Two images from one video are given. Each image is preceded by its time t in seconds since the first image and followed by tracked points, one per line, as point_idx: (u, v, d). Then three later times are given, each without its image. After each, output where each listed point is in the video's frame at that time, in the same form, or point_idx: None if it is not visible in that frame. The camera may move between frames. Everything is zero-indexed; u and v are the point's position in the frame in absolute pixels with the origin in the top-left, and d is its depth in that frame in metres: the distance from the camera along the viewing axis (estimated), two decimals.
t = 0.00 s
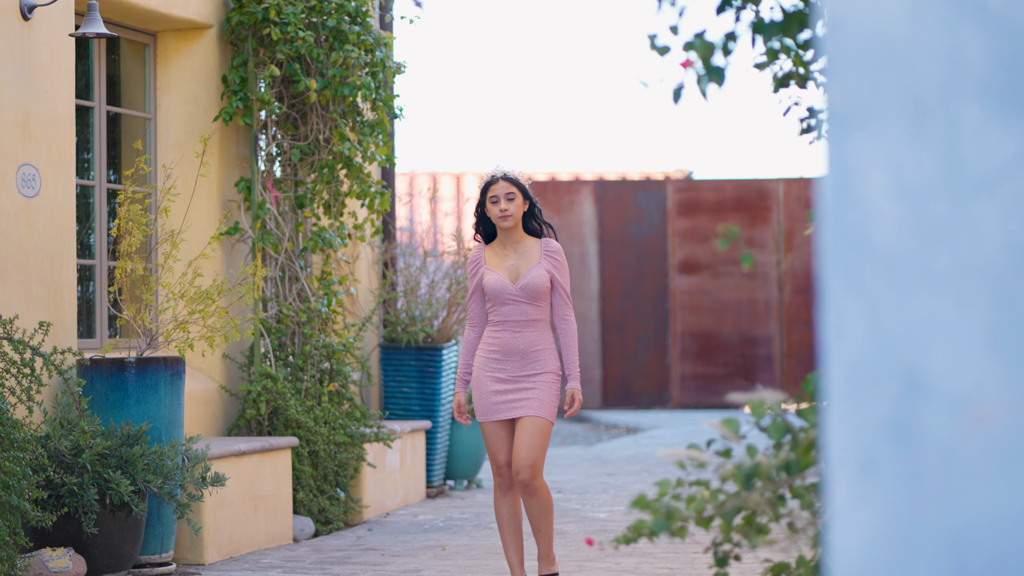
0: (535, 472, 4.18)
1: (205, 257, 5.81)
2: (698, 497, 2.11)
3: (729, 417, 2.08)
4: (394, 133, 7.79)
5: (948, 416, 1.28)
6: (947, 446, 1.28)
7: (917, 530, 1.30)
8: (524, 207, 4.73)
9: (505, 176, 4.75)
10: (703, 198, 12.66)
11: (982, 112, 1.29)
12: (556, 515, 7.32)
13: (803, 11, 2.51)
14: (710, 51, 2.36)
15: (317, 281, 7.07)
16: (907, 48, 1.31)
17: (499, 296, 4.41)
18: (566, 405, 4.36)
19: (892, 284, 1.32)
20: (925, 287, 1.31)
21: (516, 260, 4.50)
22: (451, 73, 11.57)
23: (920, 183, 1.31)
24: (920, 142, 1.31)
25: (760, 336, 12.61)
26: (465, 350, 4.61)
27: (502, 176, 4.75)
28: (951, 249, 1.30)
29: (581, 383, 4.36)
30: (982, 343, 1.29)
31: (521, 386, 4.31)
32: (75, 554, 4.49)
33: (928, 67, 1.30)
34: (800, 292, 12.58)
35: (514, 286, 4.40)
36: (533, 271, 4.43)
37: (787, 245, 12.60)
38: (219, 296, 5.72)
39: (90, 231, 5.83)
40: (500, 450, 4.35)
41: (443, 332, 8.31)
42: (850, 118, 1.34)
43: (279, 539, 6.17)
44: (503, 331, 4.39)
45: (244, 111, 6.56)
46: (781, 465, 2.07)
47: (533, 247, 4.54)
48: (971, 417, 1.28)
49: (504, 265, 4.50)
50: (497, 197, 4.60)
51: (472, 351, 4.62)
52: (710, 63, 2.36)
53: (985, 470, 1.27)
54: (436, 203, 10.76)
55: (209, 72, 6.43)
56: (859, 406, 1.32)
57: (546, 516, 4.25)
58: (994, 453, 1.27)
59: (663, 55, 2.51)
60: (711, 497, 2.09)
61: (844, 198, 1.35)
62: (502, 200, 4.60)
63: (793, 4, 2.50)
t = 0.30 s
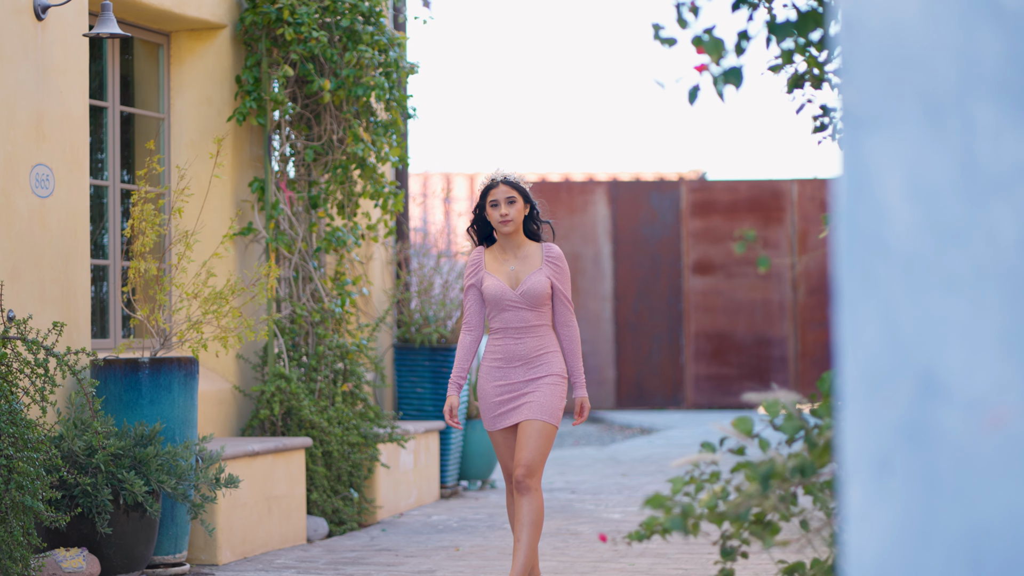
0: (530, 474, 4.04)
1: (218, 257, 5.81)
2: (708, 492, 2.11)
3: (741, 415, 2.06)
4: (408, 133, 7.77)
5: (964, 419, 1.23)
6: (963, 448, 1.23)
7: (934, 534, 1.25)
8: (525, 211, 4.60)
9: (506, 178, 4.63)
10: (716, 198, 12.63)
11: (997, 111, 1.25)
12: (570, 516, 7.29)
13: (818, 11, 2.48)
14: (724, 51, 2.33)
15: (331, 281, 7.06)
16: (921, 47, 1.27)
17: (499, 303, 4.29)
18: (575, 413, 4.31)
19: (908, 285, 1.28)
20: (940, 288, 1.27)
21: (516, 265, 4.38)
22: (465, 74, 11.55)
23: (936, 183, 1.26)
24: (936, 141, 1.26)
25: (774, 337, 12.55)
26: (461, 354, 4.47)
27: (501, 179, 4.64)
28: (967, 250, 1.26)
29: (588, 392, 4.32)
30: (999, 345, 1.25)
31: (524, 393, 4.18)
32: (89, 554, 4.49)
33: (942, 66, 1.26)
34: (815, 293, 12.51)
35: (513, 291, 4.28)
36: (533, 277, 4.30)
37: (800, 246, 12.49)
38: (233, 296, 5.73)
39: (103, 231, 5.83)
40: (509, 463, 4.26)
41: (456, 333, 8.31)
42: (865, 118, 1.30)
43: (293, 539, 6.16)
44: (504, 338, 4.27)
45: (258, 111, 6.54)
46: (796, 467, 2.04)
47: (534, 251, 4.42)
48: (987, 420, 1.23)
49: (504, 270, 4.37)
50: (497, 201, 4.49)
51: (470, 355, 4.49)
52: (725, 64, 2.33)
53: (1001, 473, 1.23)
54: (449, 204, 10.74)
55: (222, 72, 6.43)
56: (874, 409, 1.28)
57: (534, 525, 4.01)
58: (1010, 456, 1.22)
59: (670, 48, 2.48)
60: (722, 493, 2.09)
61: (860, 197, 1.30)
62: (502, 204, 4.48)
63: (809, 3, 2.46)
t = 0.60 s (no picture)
0: (524, 482, 3.97)
1: (235, 256, 5.81)
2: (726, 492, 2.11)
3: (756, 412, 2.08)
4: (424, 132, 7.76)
5: (983, 418, 1.20)
6: (982, 448, 1.20)
7: (950, 534, 1.22)
8: (529, 218, 4.56)
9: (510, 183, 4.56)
10: (733, 198, 12.57)
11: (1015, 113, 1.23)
12: (586, 515, 7.27)
13: (835, 10, 2.45)
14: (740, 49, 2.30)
15: (346, 280, 7.06)
16: (941, 50, 1.25)
17: (500, 312, 4.24)
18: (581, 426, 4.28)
19: (927, 284, 1.24)
20: (959, 287, 1.24)
21: (519, 274, 4.33)
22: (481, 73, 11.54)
23: (954, 183, 1.23)
24: (955, 141, 1.24)
25: (789, 336, 12.51)
26: (461, 362, 4.38)
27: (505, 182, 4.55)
28: (985, 250, 1.24)
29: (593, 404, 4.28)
30: (1017, 345, 1.22)
31: (524, 403, 4.11)
32: (105, 552, 4.49)
33: (962, 67, 1.24)
34: (831, 292, 12.46)
35: (515, 301, 4.24)
36: (536, 287, 4.26)
37: (817, 245, 12.42)
38: (248, 295, 5.73)
39: (120, 230, 5.84)
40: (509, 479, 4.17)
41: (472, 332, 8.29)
42: (883, 118, 1.26)
43: (308, 538, 6.16)
44: (504, 348, 4.21)
45: (274, 110, 6.54)
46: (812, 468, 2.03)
47: (538, 261, 4.37)
48: (1005, 418, 1.21)
49: (507, 279, 4.33)
50: (501, 207, 4.43)
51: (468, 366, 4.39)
52: (742, 62, 2.30)
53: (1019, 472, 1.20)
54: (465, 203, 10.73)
55: (239, 72, 6.43)
56: (893, 409, 1.24)
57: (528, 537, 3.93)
58: None
59: (683, 42, 2.45)
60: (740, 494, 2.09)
61: (878, 196, 1.26)
62: (506, 211, 4.43)
63: (825, 2, 2.44)
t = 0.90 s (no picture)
0: (528, 482, 3.96)
1: (250, 254, 5.81)
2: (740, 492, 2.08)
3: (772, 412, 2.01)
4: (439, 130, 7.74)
5: (1001, 417, 1.17)
6: (999, 449, 1.17)
7: (968, 535, 1.19)
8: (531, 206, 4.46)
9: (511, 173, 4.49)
10: (748, 195, 12.51)
11: None
12: (600, 513, 7.24)
13: (851, 8, 2.42)
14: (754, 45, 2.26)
15: (362, 278, 7.05)
16: (957, 47, 1.22)
17: (498, 299, 4.16)
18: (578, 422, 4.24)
19: (944, 282, 1.22)
20: (977, 285, 1.21)
21: (521, 261, 4.26)
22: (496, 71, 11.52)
23: (972, 180, 1.20)
24: (973, 138, 1.20)
25: (805, 335, 12.45)
26: (466, 351, 4.33)
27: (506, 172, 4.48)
28: (1004, 248, 1.20)
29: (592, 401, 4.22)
30: None
31: (520, 396, 4.03)
32: (119, 550, 4.50)
33: (980, 63, 1.21)
34: (846, 290, 12.39)
35: (513, 288, 4.15)
36: (535, 275, 4.17)
37: (832, 244, 12.36)
38: (263, 293, 5.73)
39: (135, 228, 5.86)
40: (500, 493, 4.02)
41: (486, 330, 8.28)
42: (899, 117, 1.24)
43: (323, 536, 6.16)
44: (501, 336, 4.13)
45: (290, 107, 6.54)
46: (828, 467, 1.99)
47: (541, 249, 4.28)
48: None
49: (507, 266, 4.26)
50: (502, 196, 4.32)
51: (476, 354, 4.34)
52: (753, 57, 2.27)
53: None
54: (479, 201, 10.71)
55: (254, 70, 6.42)
56: (909, 408, 1.22)
57: (536, 537, 3.96)
58: None
59: (703, 46, 2.42)
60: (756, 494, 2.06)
61: (895, 195, 1.25)
62: (507, 199, 4.32)
63: None
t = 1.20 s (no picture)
0: (541, 483, 3.92)
1: (268, 250, 5.81)
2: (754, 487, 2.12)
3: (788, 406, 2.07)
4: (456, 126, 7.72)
5: (1019, 413, 1.23)
6: (1016, 443, 1.23)
7: (986, 526, 1.25)
8: (535, 197, 4.36)
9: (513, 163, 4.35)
10: (765, 192, 12.43)
11: None
12: (617, 509, 7.22)
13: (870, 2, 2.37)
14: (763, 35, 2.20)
15: (379, 274, 7.04)
16: (974, 44, 1.26)
17: (501, 290, 4.08)
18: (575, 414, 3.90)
19: (962, 280, 1.28)
20: (995, 284, 1.27)
21: (524, 252, 4.16)
22: (513, 67, 11.50)
23: (990, 179, 1.26)
24: (991, 138, 1.26)
25: (822, 331, 12.39)
26: (472, 346, 4.24)
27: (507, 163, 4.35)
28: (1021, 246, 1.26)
29: (590, 388, 3.91)
30: None
31: (523, 391, 3.97)
32: (137, 546, 4.51)
33: (998, 60, 1.26)
34: (863, 287, 12.32)
35: (515, 280, 4.06)
36: (537, 266, 4.08)
37: (849, 240, 12.28)
38: (280, 289, 5.74)
39: (153, 224, 5.86)
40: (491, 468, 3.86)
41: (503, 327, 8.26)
42: (918, 113, 1.29)
43: (340, 532, 6.16)
44: (505, 329, 4.05)
45: (307, 104, 6.54)
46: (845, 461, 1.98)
47: (545, 239, 4.18)
48: None
49: (510, 257, 4.17)
50: (503, 187, 4.24)
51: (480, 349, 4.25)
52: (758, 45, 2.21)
53: None
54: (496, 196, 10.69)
55: (271, 66, 6.42)
56: (929, 403, 1.28)
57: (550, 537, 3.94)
58: None
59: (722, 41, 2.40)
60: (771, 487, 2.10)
61: (913, 193, 1.30)
62: (509, 190, 4.23)
63: None
